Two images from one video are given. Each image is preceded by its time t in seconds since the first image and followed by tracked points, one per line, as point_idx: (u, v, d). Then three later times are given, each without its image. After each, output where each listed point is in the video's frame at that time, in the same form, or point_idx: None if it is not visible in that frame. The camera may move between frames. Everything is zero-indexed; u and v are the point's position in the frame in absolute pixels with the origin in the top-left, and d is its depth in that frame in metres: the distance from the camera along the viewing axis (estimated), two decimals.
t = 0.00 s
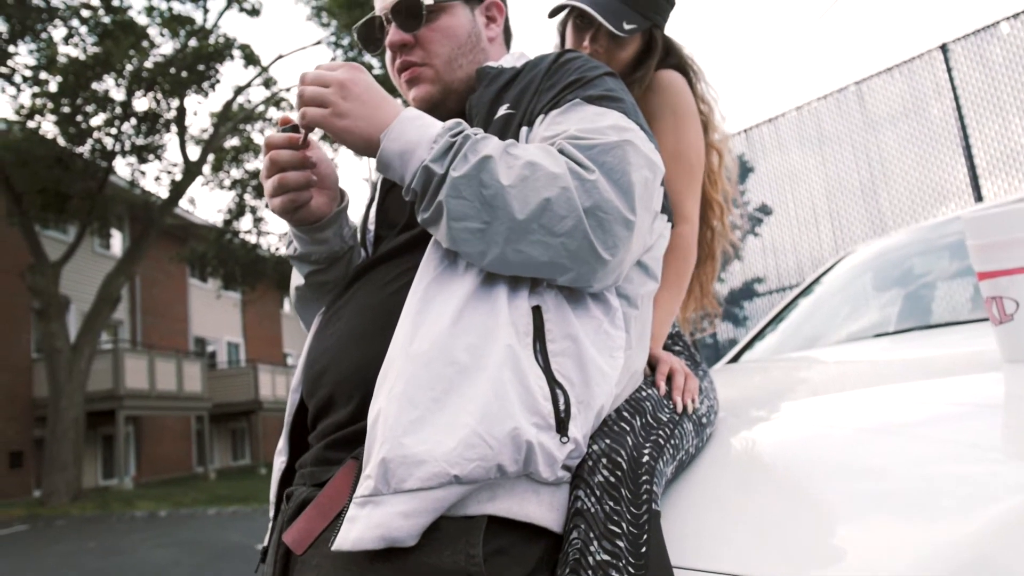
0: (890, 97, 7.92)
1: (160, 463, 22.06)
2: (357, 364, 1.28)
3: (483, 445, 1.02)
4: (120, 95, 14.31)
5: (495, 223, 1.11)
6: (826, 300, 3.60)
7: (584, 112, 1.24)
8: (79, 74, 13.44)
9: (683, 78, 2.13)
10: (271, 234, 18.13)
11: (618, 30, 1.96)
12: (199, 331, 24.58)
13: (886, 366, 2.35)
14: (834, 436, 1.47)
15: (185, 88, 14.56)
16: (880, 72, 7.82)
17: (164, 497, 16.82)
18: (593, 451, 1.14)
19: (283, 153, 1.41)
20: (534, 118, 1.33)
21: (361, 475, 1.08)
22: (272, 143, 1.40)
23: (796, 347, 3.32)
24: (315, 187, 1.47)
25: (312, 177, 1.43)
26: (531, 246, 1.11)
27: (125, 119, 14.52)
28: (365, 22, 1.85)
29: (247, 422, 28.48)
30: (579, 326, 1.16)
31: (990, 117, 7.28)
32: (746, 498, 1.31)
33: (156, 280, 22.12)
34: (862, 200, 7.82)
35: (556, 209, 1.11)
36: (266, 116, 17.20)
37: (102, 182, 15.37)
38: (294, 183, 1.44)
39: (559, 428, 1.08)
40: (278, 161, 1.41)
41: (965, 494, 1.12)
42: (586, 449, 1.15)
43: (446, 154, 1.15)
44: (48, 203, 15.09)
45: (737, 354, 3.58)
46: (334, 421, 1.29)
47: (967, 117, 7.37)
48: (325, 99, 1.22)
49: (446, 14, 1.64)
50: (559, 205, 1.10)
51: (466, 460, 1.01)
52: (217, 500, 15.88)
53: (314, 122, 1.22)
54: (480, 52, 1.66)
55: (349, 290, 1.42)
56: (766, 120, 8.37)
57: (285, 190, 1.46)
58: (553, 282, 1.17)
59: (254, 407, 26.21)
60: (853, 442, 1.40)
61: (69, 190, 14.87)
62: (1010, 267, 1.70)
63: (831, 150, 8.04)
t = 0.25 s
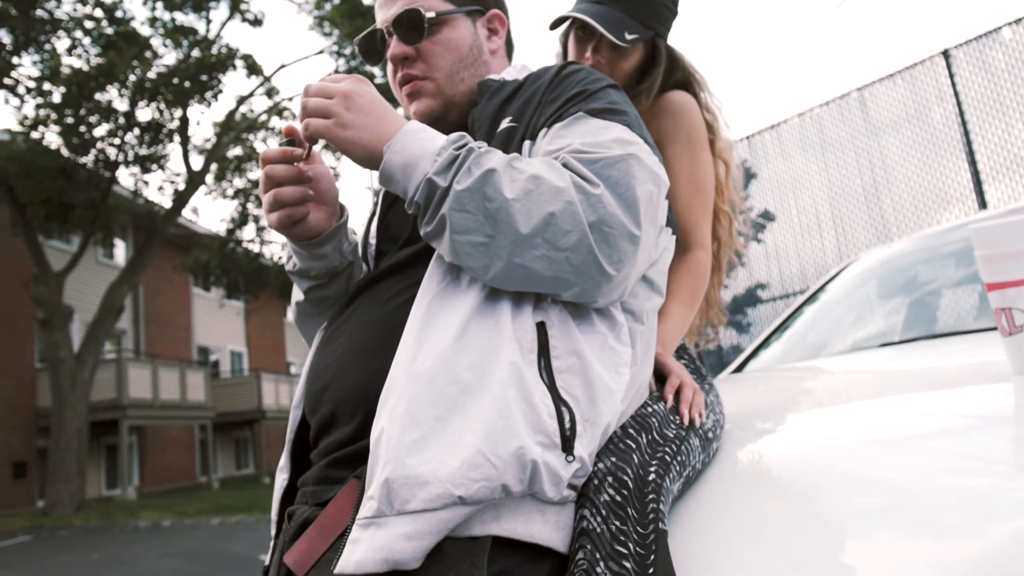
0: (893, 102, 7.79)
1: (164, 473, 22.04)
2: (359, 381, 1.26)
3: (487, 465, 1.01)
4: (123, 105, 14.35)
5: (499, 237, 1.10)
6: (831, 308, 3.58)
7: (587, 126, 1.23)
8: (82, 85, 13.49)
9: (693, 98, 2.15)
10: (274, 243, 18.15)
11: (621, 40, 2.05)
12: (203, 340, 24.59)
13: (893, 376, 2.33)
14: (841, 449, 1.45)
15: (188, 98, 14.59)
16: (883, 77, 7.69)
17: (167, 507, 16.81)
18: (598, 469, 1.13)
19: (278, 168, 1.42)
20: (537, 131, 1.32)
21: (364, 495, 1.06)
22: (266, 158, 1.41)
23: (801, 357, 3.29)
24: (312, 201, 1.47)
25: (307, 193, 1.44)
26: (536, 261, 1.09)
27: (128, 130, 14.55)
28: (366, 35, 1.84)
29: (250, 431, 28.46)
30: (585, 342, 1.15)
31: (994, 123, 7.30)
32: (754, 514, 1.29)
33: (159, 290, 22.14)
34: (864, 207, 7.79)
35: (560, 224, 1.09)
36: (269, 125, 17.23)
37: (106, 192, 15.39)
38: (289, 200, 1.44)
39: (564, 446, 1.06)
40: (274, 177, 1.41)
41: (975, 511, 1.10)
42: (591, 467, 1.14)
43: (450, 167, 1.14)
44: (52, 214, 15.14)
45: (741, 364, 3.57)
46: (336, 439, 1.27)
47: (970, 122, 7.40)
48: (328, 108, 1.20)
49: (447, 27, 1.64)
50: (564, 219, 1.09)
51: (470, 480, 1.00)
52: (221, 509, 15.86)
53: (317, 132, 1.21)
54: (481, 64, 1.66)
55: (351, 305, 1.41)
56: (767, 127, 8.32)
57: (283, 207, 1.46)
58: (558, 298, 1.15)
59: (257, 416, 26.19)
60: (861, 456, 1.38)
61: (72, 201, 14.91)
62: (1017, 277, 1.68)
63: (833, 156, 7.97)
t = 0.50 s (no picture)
0: (894, 107, 7.78)
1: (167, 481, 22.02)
2: (362, 397, 1.25)
3: (491, 483, 0.99)
4: (126, 114, 14.38)
5: (504, 250, 1.08)
6: (836, 314, 3.56)
7: (591, 138, 1.22)
8: (85, 94, 13.53)
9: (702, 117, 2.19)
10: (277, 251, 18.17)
11: (622, 49, 2.09)
12: (206, 348, 24.60)
13: (898, 386, 2.31)
14: (847, 461, 1.43)
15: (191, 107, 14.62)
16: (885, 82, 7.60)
17: (170, 515, 16.79)
18: (604, 487, 1.11)
19: (273, 183, 1.45)
20: (541, 143, 1.31)
21: (366, 514, 1.05)
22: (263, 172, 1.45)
23: (806, 366, 3.26)
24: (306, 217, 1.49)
25: (302, 208, 1.47)
26: (541, 275, 1.07)
27: (131, 139, 14.59)
28: (367, 46, 1.84)
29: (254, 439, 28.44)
30: (590, 357, 1.13)
31: (996, 127, 7.35)
32: (760, 529, 1.27)
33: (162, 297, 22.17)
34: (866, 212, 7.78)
35: (565, 238, 1.08)
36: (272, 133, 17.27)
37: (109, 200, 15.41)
38: (283, 216, 1.47)
39: (569, 463, 1.05)
40: (269, 193, 1.45)
41: (982, 523, 1.08)
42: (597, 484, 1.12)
43: (453, 181, 1.13)
44: (55, 223, 15.18)
45: (746, 372, 3.55)
46: (338, 455, 1.26)
47: (973, 126, 7.45)
48: (332, 121, 1.20)
49: (451, 38, 1.64)
50: (568, 234, 1.08)
51: (474, 499, 0.98)
52: (224, 517, 15.85)
53: (318, 145, 1.20)
54: (482, 76, 1.66)
55: (354, 320, 1.40)
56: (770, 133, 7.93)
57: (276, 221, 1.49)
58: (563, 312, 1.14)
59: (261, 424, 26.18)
60: (870, 470, 1.36)
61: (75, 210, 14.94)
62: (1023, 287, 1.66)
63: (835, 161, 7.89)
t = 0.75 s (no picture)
0: (897, 109, 7.70)
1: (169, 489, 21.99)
2: (364, 413, 1.23)
3: (494, 501, 0.97)
4: (129, 123, 14.41)
5: (507, 265, 1.07)
6: (840, 320, 3.55)
7: (595, 151, 1.21)
8: (87, 103, 13.55)
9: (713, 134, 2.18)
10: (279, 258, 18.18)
11: (625, 56, 2.11)
12: (208, 355, 24.59)
13: (899, 395, 2.30)
14: (852, 473, 1.42)
15: (193, 115, 14.65)
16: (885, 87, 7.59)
17: (173, 523, 16.77)
18: (607, 504, 1.09)
19: (277, 201, 1.44)
20: (543, 155, 1.30)
21: (366, 534, 1.03)
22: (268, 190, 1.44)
23: (810, 373, 3.25)
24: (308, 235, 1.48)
25: (304, 226, 1.46)
26: (545, 290, 1.06)
27: (134, 148, 14.61)
28: (368, 56, 1.83)
29: (256, 446, 28.41)
30: (594, 372, 1.12)
31: (999, 130, 7.15)
32: (765, 542, 1.25)
33: (164, 305, 22.19)
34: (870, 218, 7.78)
35: (570, 253, 1.07)
36: (274, 141, 17.30)
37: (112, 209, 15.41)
38: (284, 233, 1.46)
39: (574, 481, 1.03)
40: (272, 209, 1.44)
41: (990, 537, 1.07)
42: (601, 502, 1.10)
43: (456, 194, 1.11)
44: (58, 231, 15.21)
45: (750, 379, 3.53)
46: (339, 471, 1.24)
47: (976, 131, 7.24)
48: (333, 135, 1.19)
49: (453, 48, 1.63)
50: (573, 248, 1.07)
51: (476, 519, 0.97)
52: (226, 525, 15.83)
53: (319, 159, 1.19)
54: (485, 87, 1.65)
55: (356, 333, 1.39)
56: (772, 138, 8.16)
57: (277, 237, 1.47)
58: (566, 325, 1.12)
59: (263, 431, 26.16)
60: (876, 480, 1.34)
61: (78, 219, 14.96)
62: None
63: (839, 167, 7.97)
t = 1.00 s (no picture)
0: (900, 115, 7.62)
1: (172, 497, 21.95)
2: (366, 430, 1.22)
3: (498, 522, 0.96)
4: (132, 131, 14.43)
5: (510, 282, 1.06)
6: (844, 328, 3.52)
7: (598, 164, 1.20)
8: (91, 112, 13.57)
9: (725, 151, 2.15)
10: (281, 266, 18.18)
11: (630, 63, 2.11)
12: (211, 363, 24.59)
13: (905, 404, 2.29)
14: (858, 484, 1.40)
15: (195, 124, 14.67)
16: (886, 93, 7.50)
17: (176, 532, 16.75)
18: (613, 522, 1.08)
19: (282, 216, 1.42)
20: (546, 167, 1.28)
21: (367, 556, 1.01)
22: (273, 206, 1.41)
23: (815, 382, 3.22)
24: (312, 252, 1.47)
25: (307, 244, 1.44)
26: (549, 307, 1.04)
27: (137, 156, 14.63)
28: (370, 65, 1.82)
29: (259, 454, 28.38)
30: (599, 388, 1.10)
31: (1002, 134, 7.11)
32: (772, 556, 1.23)
33: (167, 312, 22.20)
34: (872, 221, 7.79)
35: (574, 269, 1.05)
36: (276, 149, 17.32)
37: (115, 217, 15.41)
38: (288, 249, 1.44)
39: (579, 500, 1.01)
40: (277, 225, 1.42)
41: (999, 552, 1.05)
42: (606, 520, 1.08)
43: (458, 210, 1.10)
44: (61, 240, 15.22)
45: (753, 389, 3.51)
46: (341, 488, 1.23)
47: (978, 136, 7.19)
48: (330, 153, 1.17)
49: (454, 57, 1.62)
50: (577, 263, 1.05)
51: (479, 540, 0.95)
52: (229, 534, 15.80)
53: (317, 179, 1.17)
54: (487, 97, 1.64)
55: (358, 348, 1.38)
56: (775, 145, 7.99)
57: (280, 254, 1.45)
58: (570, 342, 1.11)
59: (266, 439, 26.13)
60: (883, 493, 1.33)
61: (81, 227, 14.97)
62: None
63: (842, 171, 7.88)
